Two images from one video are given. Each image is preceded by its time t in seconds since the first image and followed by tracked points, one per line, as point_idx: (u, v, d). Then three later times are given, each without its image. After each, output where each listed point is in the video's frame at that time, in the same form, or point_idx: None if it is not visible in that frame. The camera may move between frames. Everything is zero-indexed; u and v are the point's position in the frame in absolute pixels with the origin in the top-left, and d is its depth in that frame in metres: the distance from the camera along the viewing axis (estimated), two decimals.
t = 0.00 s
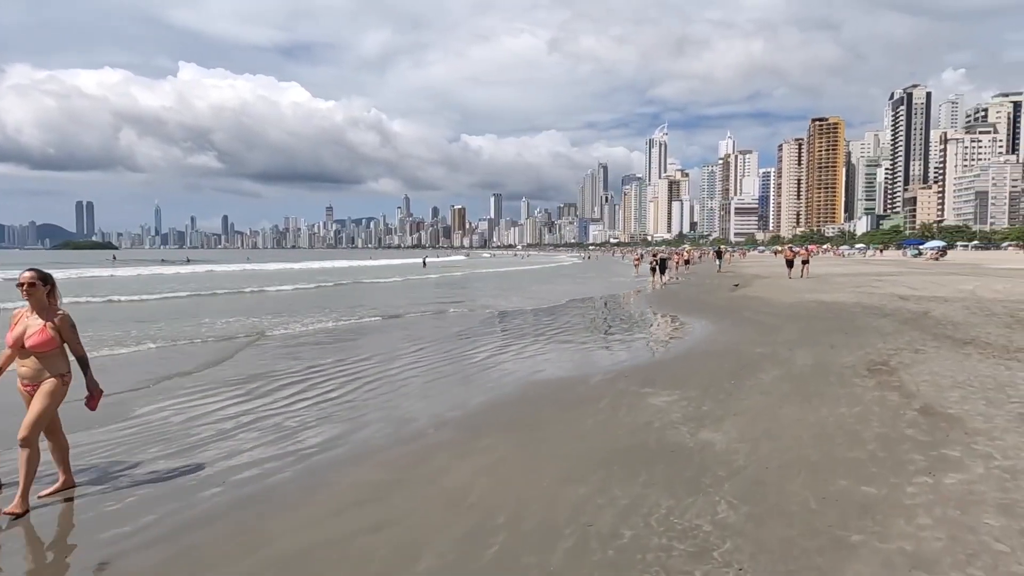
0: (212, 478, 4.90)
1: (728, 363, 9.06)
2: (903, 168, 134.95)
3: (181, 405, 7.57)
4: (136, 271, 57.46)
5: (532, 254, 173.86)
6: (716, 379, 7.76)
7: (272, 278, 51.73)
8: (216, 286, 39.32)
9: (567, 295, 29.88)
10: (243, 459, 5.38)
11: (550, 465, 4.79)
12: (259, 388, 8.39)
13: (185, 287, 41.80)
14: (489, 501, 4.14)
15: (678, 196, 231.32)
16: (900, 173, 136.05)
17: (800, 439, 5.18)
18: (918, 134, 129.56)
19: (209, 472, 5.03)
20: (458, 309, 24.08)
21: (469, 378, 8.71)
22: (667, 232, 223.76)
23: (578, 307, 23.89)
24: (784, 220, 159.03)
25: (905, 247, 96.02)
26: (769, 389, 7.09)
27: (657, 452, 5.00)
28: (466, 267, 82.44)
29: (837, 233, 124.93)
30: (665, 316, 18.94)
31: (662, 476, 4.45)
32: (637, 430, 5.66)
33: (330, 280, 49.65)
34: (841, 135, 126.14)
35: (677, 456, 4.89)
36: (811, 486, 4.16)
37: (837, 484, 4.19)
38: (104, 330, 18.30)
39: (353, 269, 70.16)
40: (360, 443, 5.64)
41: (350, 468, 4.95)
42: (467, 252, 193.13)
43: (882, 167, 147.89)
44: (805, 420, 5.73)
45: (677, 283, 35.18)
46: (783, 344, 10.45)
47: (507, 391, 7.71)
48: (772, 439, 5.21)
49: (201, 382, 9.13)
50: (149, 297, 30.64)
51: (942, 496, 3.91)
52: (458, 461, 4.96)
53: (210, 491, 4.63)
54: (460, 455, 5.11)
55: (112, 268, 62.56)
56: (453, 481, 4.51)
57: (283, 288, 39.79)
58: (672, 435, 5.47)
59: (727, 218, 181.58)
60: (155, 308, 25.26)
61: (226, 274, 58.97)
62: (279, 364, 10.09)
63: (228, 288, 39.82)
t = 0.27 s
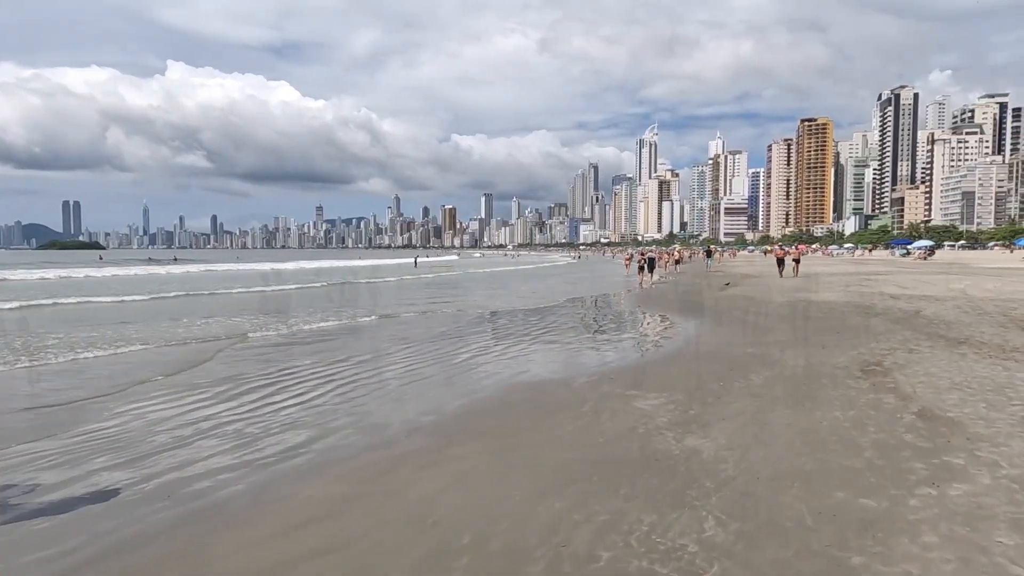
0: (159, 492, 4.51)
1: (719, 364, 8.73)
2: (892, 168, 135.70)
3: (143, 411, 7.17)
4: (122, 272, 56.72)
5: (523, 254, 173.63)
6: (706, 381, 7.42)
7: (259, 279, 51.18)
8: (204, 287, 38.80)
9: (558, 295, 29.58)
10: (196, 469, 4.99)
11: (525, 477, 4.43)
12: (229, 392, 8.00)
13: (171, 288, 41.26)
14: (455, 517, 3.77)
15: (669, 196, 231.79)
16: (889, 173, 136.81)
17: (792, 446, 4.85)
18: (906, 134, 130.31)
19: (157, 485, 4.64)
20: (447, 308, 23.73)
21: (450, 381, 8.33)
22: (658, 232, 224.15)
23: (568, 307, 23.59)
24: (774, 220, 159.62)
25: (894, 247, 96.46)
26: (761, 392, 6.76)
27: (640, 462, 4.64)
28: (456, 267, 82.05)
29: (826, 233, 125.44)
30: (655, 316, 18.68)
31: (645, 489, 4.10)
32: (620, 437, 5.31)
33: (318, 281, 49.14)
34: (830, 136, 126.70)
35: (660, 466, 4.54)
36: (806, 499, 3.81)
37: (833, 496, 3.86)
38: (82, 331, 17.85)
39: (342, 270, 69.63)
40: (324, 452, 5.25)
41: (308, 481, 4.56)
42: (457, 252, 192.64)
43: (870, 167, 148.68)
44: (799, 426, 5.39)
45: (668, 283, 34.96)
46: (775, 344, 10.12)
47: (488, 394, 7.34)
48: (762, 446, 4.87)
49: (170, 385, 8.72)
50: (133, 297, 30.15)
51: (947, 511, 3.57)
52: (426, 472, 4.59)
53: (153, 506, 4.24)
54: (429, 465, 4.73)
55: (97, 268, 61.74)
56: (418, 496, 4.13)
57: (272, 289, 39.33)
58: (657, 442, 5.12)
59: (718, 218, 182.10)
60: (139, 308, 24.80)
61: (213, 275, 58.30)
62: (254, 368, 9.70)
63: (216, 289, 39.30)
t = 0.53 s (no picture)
0: (120, 497, 4.26)
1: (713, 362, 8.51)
2: (879, 168, 136.64)
3: (116, 407, 6.90)
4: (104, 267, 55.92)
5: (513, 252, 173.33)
6: (700, 378, 7.20)
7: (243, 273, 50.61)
8: (185, 281, 38.31)
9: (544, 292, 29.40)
10: (163, 473, 4.73)
11: (509, 491, 4.21)
12: (208, 388, 7.73)
13: (151, 280, 40.66)
14: (431, 537, 3.54)
15: (659, 196, 232.29)
16: (876, 173, 137.70)
17: (787, 462, 4.66)
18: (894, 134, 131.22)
19: (120, 489, 4.39)
20: (431, 302, 23.46)
21: (437, 376, 8.09)
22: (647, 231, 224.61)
23: (554, 303, 23.39)
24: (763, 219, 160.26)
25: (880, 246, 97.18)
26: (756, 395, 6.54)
27: (628, 473, 4.44)
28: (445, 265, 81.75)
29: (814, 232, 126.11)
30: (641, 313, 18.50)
31: (633, 508, 3.89)
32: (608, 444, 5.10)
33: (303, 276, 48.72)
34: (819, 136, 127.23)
35: (650, 479, 4.34)
36: (803, 526, 3.62)
37: (832, 522, 3.67)
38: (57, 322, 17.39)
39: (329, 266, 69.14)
40: (300, 456, 5.01)
41: (278, 490, 4.31)
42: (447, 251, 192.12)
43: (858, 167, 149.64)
44: (794, 436, 5.20)
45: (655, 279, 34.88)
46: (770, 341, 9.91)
47: (475, 393, 7.10)
48: (757, 462, 4.67)
49: (148, 377, 8.45)
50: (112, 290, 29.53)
51: (951, 543, 3.38)
52: (405, 485, 4.35)
53: (112, 513, 3.99)
54: (408, 476, 4.49)
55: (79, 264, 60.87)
56: (394, 513, 3.90)
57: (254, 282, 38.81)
58: (646, 450, 4.92)
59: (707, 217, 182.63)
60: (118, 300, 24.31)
61: (198, 272, 57.61)
62: (236, 359, 9.43)
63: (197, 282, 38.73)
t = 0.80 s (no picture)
0: (49, 499, 3.90)
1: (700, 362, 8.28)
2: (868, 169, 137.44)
3: (76, 408, 6.56)
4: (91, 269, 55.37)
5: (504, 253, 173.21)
6: (686, 378, 6.97)
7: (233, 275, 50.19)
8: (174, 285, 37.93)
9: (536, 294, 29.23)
10: (111, 472, 4.40)
11: (478, 480, 3.84)
12: (173, 390, 7.38)
13: (140, 284, 40.27)
14: (392, 529, 3.22)
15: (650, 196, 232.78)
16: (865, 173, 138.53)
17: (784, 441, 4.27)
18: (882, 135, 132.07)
19: (62, 488, 4.08)
20: (421, 303, 23.24)
21: (415, 377, 7.79)
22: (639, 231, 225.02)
23: (545, 304, 23.20)
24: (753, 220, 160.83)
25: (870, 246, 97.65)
26: (746, 390, 6.27)
27: (610, 459, 4.08)
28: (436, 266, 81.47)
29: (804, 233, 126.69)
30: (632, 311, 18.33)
31: (613, 491, 3.52)
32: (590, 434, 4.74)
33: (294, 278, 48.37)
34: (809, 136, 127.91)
35: (637, 462, 4.01)
36: (801, 502, 3.23)
37: (834, 497, 3.28)
38: (36, 323, 17.05)
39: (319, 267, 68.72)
40: (253, 455, 4.64)
41: (222, 488, 3.95)
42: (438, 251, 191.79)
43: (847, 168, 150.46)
44: (789, 422, 4.86)
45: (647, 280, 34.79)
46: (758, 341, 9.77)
47: (452, 391, 6.78)
48: (751, 443, 4.29)
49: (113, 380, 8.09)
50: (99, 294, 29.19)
51: (969, 515, 2.98)
52: (364, 479, 3.99)
53: (47, 514, 3.67)
54: (368, 470, 4.14)
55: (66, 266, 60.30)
56: (348, 507, 3.54)
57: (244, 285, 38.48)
58: (630, 437, 4.56)
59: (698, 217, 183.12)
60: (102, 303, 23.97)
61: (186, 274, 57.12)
62: (212, 363, 9.11)
63: (186, 286, 38.37)
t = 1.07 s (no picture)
0: None
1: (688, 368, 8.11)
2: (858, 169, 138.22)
3: (44, 416, 6.40)
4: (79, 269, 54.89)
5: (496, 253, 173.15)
6: (671, 384, 6.83)
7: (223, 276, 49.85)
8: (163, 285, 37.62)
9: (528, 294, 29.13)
10: (67, 487, 4.24)
11: (434, 504, 3.63)
12: (139, 398, 7.15)
13: (129, 284, 39.94)
14: (349, 552, 3.09)
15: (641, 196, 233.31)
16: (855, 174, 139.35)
17: (776, 458, 4.05)
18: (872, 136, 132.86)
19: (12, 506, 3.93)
20: (411, 305, 23.11)
21: (396, 383, 7.64)
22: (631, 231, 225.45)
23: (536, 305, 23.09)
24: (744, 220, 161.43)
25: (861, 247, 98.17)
26: (731, 396, 6.16)
27: (585, 474, 3.96)
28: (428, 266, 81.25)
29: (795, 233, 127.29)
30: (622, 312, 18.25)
31: (583, 512, 3.35)
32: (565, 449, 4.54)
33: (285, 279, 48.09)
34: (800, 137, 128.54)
35: (610, 476, 3.91)
36: (788, 529, 3.02)
37: (813, 519, 3.11)
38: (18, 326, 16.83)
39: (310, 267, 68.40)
40: (204, 473, 4.42)
41: (163, 512, 3.72)
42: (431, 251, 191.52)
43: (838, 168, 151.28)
44: (774, 433, 4.70)
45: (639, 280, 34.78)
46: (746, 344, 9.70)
47: (426, 400, 6.58)
48: (731, 455, 4.19)
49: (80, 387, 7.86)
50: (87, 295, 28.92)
51: (969, 547, 2.77)
52: (316, 501, 3.78)
53: None
54: (330, 488, 3.97)
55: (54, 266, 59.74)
56: (293, 535, 3.32)
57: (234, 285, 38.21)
58: (607, 449, 4.44)
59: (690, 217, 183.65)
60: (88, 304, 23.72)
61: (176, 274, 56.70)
62: (189, 368, 8.93)
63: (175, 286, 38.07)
